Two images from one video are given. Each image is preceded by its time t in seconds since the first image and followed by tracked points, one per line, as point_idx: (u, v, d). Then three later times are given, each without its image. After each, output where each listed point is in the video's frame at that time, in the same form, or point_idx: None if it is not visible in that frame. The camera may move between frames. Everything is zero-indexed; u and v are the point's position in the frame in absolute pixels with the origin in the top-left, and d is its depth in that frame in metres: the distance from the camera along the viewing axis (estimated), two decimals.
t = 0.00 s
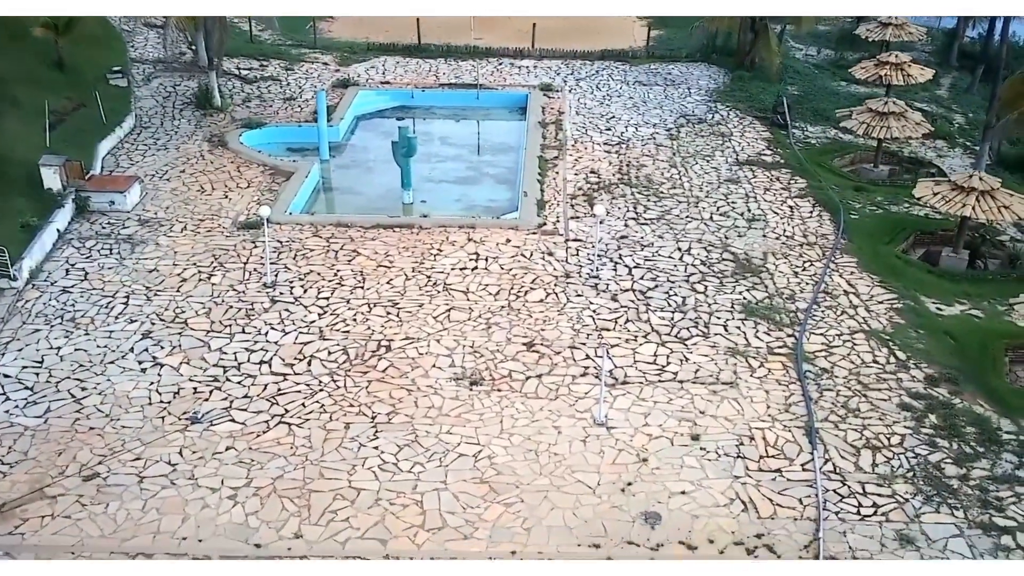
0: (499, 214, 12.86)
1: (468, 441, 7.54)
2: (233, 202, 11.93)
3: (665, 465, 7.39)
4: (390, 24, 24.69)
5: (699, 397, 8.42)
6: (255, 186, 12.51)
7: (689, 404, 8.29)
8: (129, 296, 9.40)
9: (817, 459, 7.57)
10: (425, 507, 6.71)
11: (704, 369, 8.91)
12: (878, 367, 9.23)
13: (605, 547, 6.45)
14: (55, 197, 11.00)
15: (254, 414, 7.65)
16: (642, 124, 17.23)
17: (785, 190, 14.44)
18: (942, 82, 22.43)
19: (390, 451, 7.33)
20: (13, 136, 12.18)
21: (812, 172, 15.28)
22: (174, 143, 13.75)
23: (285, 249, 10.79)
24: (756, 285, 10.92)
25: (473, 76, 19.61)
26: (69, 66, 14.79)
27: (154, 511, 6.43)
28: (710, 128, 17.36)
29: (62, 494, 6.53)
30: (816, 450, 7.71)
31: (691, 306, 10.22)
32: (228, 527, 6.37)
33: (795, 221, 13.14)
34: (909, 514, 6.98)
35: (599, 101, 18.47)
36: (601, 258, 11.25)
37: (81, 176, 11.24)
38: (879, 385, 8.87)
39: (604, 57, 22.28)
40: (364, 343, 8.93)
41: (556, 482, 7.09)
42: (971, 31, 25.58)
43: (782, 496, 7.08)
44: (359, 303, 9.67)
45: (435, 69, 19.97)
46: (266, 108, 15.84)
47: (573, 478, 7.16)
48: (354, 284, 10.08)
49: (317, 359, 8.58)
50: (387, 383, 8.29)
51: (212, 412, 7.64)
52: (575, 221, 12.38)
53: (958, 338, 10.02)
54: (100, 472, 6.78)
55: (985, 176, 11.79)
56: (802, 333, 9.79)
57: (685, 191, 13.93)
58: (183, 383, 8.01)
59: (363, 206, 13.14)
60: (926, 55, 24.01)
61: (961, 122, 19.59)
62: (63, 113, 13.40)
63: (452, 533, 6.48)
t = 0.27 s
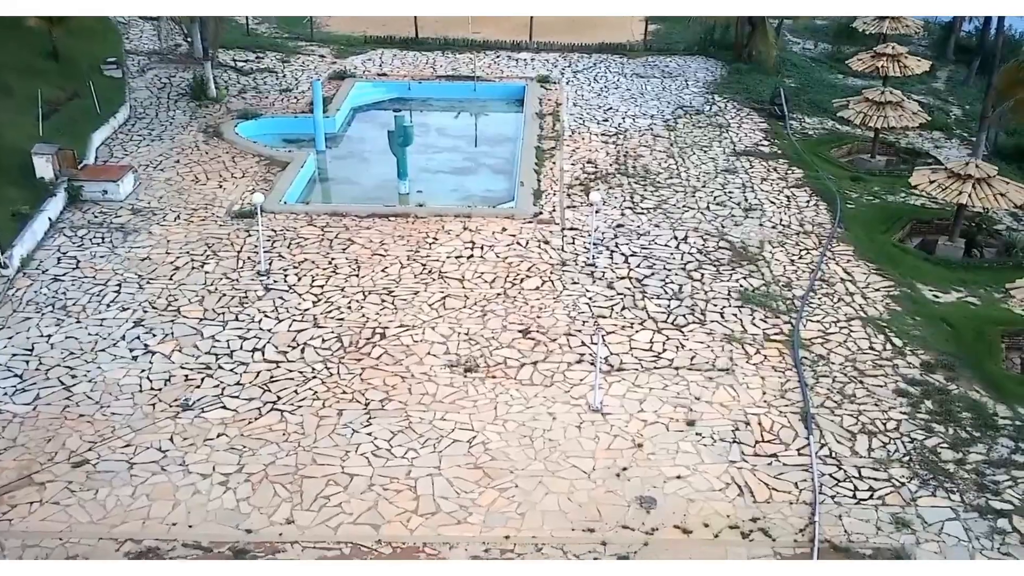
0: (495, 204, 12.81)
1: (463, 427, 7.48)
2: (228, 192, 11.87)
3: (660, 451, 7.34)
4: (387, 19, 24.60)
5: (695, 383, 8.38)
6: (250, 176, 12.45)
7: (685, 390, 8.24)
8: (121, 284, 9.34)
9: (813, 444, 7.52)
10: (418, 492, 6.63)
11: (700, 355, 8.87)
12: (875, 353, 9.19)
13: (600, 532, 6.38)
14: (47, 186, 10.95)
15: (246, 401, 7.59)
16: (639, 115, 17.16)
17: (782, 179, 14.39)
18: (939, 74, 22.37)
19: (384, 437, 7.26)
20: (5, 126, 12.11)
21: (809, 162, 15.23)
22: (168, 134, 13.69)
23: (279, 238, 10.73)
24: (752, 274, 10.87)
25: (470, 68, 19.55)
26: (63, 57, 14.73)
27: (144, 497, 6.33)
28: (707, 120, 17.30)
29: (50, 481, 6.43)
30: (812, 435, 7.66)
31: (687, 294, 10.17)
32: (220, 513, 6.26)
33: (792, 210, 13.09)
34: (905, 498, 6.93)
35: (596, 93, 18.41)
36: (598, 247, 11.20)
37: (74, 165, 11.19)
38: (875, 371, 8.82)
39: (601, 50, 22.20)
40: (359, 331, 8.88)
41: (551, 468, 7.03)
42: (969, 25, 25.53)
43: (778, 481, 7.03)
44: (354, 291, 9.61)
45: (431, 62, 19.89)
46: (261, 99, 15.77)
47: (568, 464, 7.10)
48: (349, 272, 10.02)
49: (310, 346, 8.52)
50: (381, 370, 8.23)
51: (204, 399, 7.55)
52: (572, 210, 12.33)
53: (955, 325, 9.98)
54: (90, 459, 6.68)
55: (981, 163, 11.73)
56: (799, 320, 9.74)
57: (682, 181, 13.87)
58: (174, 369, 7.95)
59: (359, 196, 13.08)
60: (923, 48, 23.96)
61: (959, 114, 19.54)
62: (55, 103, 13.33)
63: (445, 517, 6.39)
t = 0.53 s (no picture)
0: (493, 193, 12.77)
1: (460, 411, 7.43)
2: (224, 182, 11.81)
3: (659, 434, 7.29)
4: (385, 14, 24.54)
5: (694, 368, 8.34)
6: (247, 166, 12.40)
7: (684, 375, 8.20)
8: (117, 271, 9.29)
9: (813, 428, 7.48)
10: (415, 475, 6.57)
11: (699, 341, 8.83)
12: (874, 340, 9.14)
13: (598, 514, 6.32)
14: (43, 174, 10.90)
15: (242, 385, 7.55)
16: (637, 108, 17.12)
17: (781, 170, 14.36)
18: (938, 68, 22.34)
19: (381, 421, 7.21)
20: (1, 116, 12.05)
21: (808, 154, 15.20)
22: (165, 125, 13.64)
23: (275, 226, 10.68)
24: (751, 262, 10.83)
25: (467, 61, 19.50)
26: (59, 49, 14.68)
27: (139, 479, 6.28)
28: (706, 112, 17.27)
29: (45, 463, 6.38)
30: (812, 419, 7.61)
31: (686, 282, 10.13)
32: (215, 495, 6.21)
33: (791, 200, 13.06)
34: (906, 481, 6.88)
35: (594, 86, 18.37)
36: (595, 236, 11.16)
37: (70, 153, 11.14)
38: (875, 357, 8.78)
39: (599, 44, 22.15)
40: (355, 317, 8.83)
41: (549, 451, 6.99)
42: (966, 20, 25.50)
43: (777, 464, 6.99)
44: (350, 278, 9.56)
45: (429, 55, 19.84)
46: (258, 91, 15.71)
47: (566, 447, 7.05)
48: (345, 260, 9.96)
49: (306, 332, 8.47)
50: (378, 355, 8.19)
51: (200, 383, 7.51)
52: (570, 200, 12.28)
53: (955, 313, 9.94)
54: (84, 442, 6.63)
55: (980, 152, 11.67)
56: (798, 307, 9.71)
57: (681, 172, 13.84)
58: (170, 354, 7.91)
59: (356, 187, 13.04)
60: (921, 42, 23.93)
61: (957, 107, 19.51)
62: (51, 94, 13.29)
63: (442, 499, 6.34)
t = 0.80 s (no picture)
0: (492, 184, 12.73)
1: (460, 395, 7.39)
2: (223, 172, 11.77)
3: (660, 418, 7.25)
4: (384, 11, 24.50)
5: (695, 353, 8.30)
6: (245, 157, 12.36)
7: (685, 360, 8.16)
8: (115, 259, 9.24)
9: (815, 412, 7.44)
10: (415, 458, 6.52)
11: (700, 327, 8.79)
12: (876, 327, 9.10)
13: (600, 495, 6.27)
14: (41, 163, 10.86)
15: (241, 370, 7.51)
16: (637, 101, 17.09)
17: (781, 161, 14.33)
18: (938, 62, 22.32)
19: (380, 405, 7.17)
20: None
21: (808, 145, 15.18)
22: (163, 116, 13.61)
23: (274, 215, 10.64)
24: (752, 250, 10.79)
25: (466, 55, 19.47)
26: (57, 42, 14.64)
27: (137, 461, 6.23)
28: (705, 105, 17.25)
29: (43, 445, 6.33)
30: (814, 403, 7.57)
31: (686, 269, 10.10)
32: (214, 477, 6.17)
33: (791, 190, 13.03)
34: (909, 464, 6.83)
35: (593, 80, 18.34)
36: (595, 225, 11.12)
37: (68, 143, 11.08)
38: (877, 343, 8.74)
39: (597, 39, 22.12)
40: (355, 303, 8.79)
41: (550, 434, 6.94)
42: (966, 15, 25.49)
43: (780, 447, 6.94)
44: (349, 266, 9.52)
45: (427, 50, 19.80)
46: (257, 84, 15.68)
47: (567, 430, 7.01)
48: (344, 248, 9.92)
49: (305, 318, 8.44)
50: (377, 341, 8.15)
51: (198, 367, 7.49)
52: (569, 190, 12.24)
53: (957, 300, 9.90)
54: (83, 424, 6.59)
55: (982, 141, 11.65)
56: (799, 294, 9.67)
57: (680, 163, 13.80)
58: (169, 339, 7.87)
59: (355, 177, 13.01)
60: (920, 37, 23.91)
61: (957, 101, 19.48)
62: (49, 85, 13.24)
63: (443, 481, 6.29)
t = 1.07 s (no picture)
0: (492, 174, 12.70)
1: (461, 380, 7.35)
2: (222, 162, 11.73)
3: (662, 402, 7.22)
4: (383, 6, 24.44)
5: (697, 340, 8.26)
6: (244, 148, 12.32)
7: (686, 347, 8.13)
8: (114, 247, 9.19)
9: (818, 397, 7.41)
10: (416, 442, 6.48)
11: (702, 315, 8.76)
12: (879, 315, 9.07)
13: (602, 478, 6.24)
14: (40, 153, 10.81)
15: (241, 355, 7.47)
16: (637, 94, 17.06)
17: (782, 154, 14.30)
18: (938, 58, 22.29)
19: (381, 390, 7.13)
20: None
21: (809, 138, 15.15)
22: (162, 108, 13.56)
23: (273, 205, 10.59)
24: (753, 240, 10.77)
25: (466, 50, 19.42)
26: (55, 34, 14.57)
27: (137, 444, 6.20)
28: (705, 99, 17.22)
29: (42, 428, 6.30)
30: (817, 389, 7.54)
31: (688, 259, 10.07)
32: (214, 460, 6.14)
33: (792, 182, 13.01)
34: (914, 448, 6.80)
35: (593, 73, 18.30)
36: (596, 215, 11.09)
37: (67, 132, 11.03)
38: (880, 331, 8.71)
39: (597, 34, 22.08)
40: (355, 291, 8.74)
41: (551, 419, 6.91)
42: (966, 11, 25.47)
43: (783, 431, 6.91)
44: (349, 255, 9.47)
45: (427, 44, 19.76)
46: (255, 77, 15.64)
47: (569, 415, 6.98)
48: (344, 238, 9.88)
49: (305, 305, 8.39)
50: (377, 327, 8.11)
51: (198, 353, 7.45)
52: (569, 181, 12.20)
53: (960, 289, 9.87)
54: (82, 408, 6.56)
55: (985, 131, 11.65)
56: (801, 283, 9.64)
57: (681, 155, 13.77)
58: (168, 325, 7.83)
59: (354, 168, 12.97)
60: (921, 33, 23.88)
61: (958, 96, 19.45)
62: (48, 77, 13.19)
63: (444, 465, 6.26)
